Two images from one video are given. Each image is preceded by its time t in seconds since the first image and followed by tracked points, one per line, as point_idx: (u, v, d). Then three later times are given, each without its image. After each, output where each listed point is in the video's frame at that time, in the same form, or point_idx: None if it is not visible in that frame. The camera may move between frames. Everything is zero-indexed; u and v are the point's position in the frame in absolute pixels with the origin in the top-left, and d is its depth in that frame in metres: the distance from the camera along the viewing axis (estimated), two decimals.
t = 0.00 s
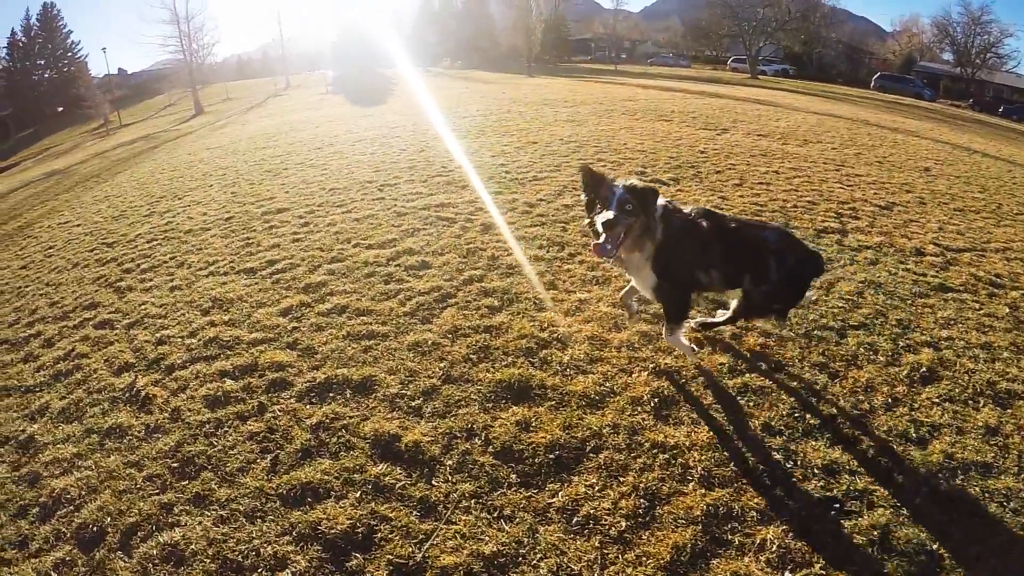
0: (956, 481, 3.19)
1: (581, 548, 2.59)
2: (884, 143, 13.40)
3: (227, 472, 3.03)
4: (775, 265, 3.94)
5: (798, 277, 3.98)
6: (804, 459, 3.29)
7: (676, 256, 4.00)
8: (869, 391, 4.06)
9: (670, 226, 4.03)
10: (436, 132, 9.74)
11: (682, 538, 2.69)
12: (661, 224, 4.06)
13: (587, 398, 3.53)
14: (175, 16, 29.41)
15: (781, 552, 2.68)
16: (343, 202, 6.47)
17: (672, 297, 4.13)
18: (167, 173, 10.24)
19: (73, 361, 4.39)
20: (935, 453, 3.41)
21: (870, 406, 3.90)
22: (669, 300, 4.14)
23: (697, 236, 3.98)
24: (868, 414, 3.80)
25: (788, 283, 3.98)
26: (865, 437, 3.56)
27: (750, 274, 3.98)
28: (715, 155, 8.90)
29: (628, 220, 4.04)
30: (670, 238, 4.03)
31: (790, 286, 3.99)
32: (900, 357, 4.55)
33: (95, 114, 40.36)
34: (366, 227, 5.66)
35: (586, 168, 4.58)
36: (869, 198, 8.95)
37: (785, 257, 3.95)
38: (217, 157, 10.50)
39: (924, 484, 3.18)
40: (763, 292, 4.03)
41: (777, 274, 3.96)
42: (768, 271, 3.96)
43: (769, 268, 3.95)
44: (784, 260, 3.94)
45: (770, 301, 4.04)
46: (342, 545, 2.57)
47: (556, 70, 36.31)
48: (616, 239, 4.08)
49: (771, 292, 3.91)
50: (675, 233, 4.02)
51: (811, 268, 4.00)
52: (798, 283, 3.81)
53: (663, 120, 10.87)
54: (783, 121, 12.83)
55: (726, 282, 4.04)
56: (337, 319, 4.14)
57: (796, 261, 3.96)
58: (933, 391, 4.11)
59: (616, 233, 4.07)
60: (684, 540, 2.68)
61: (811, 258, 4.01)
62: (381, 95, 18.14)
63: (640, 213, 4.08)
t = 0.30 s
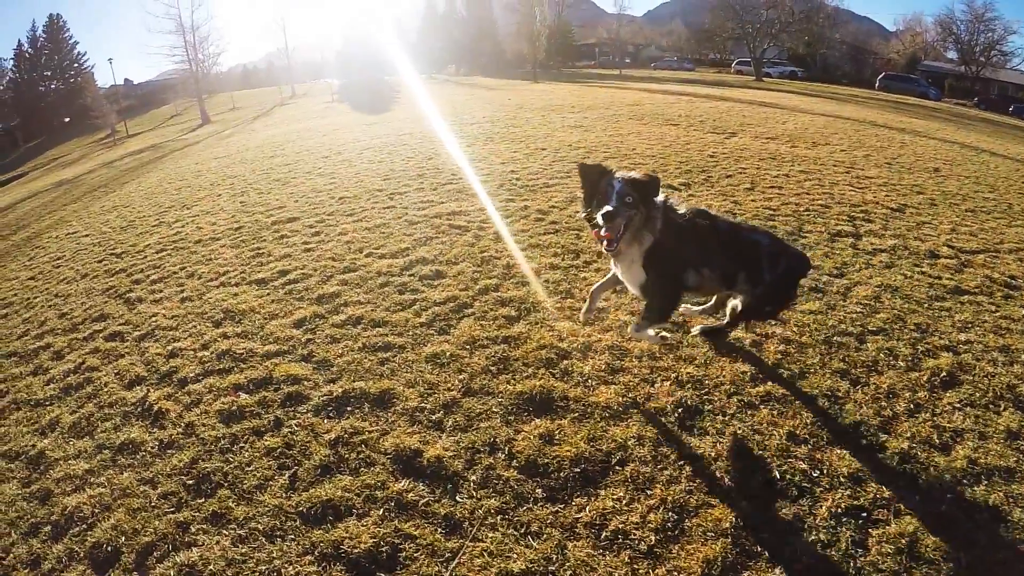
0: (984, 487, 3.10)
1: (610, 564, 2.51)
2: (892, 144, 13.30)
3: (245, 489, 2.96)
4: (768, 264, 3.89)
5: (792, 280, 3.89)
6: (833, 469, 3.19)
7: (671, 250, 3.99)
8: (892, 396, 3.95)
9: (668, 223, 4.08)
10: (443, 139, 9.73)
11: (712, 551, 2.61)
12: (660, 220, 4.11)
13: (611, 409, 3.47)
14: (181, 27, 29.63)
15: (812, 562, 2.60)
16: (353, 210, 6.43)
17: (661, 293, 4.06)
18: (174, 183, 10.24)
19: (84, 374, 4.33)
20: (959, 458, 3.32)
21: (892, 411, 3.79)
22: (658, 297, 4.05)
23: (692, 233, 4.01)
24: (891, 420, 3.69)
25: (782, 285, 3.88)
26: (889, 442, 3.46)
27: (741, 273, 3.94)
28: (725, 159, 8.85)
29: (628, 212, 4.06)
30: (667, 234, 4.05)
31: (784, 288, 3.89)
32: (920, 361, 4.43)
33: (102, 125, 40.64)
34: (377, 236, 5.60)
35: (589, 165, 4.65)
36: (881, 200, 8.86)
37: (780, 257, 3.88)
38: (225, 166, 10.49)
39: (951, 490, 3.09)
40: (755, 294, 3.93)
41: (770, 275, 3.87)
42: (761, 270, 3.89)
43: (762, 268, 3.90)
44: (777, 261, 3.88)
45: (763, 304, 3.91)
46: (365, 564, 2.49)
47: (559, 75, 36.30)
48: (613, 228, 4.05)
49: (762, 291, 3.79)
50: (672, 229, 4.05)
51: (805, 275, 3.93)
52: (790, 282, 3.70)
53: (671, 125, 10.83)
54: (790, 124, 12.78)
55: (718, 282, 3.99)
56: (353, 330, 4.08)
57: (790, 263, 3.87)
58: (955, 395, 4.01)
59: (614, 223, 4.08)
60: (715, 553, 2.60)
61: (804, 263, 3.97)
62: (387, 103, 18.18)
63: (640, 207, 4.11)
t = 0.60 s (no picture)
0: None
1: None
2: (904, 142, 13.16)
3: (278, 521, 2.88)
4: (762, 272, 3.93)
5: (783, 288, 3.96)
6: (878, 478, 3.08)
7: (667, 257, 4.00)
8: (926, 398, 3.82)
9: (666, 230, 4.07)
10: (454, 155, 9.75)
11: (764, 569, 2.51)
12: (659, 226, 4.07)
13: (647, 425, 3.40)
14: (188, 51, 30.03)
15: None
16: (369, 230, 6.41)
17: (653, 299, 4.07)
18: (186, 206, 10.28)
19: (105, 404, 4.29)
20: (1002, 460, 3.19)
21: (927, 413, 3.65)
22: (650, 303, 4.06)
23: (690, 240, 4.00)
24: (927, 422, 3.56)
25: (772, 293, 3.95)
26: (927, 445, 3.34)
27: (734, 281, 3.98)
28: (738, 164, 8.79)
29: (630, 217, 3.98)
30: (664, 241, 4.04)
31: (775, 297, 3.95)
32: (952, 362, 4.29)
33: (112, 151, 41.16)
34: (395, 255, 5.57)
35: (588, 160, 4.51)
36: (897, 198, 8.74)
37: (773, 265, 3.91)
38: (237, 188, 10.53)
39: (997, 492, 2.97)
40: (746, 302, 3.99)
41: (764, 284, 3.91)
42: (754, 278, 3.93)
43: (755, 276, 3.94)
44: (771, 269, 3.92)
45: (752, 312, 3.96)
46: None
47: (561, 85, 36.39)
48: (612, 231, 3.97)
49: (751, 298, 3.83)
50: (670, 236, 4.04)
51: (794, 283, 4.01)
52: (781, 290, 3.76)
53: (681, 132, 10.80)
54: (799, 126, 12.70)
55: (711, 289, 4.01)
56: (378, 353, 4.02)
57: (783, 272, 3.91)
58: (990, 395, 3.87)
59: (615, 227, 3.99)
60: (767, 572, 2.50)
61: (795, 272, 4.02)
62: (394, 120, 18.29)
63: (641, 212, 4.03)
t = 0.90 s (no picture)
0: None
1: None
2: (916, 139, 12.97)
3: (305, 544, 2.81)
4: (752, 276, 4.05)
5: (770, 290, 4.11)
6: (911, 482, 2.99)
7: (664, 265, 3.99)
8: (953, 400, 3.72)
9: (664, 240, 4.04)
10: (464, 165, 9.76)
11: None
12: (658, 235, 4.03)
13: (677, 435, 3.33)
14: (195, 68, 30.36)
15: None
16: (383, 243, 6.39)
17: (648, 307, 4.04)
18: (197, 222, 10.32)
19: (123, 424, 4.25)
20: None
21: (956, 416, 3.55)
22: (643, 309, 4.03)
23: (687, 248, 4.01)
24: (957, 425, 3.46)
25: (760, 296, 4.08)
26: (958, 449, 3.24)
27: (726, 286, 4.05)
28: (750, 167, 8.74)
29: (631, 224, 3.87)
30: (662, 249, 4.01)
31: (762, 300, 4.10)
32: (976, 362, 4.18)
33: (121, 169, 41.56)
34: (411, 268, 5.54)
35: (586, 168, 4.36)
36: (913, 196, 8.57)
37: (761, 267, 4.06)
38: (248, 203, 10.57)
39: None
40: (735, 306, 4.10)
41: (752, 287, 4.06)
42: (744, 282, 4.04)
43: (745, 279, 4.05)
44: (758, 271, 4.05)
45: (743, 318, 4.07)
46: None
47: (564, 91, 36.45)
48: (612, 239, 3.86)
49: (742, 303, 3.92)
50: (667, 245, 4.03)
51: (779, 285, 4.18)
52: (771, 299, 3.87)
53: (690, 136, 10.76)
54: (808, 126, 12.62)
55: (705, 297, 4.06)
56: (399, 368, 3.97)
57: (769, 275, 4.08)
58: (1018, 395, 3.76)
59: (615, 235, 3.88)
60: None
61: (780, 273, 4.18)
62: (401, 132, 18.38)
63: (642, 221, 3.94)
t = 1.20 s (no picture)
0: None
1: None
2: (929, 135, 12.77)
3: (334, 561, 2.74)
4: (748, 273, 3.96)
5: (767, 285, 4.02)
6: (943, 484, 2.93)
7: (663, 273, 3.89)
8: (981, 399, 3.62)
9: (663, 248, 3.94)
10: (475, 173, 9.78)
11: None
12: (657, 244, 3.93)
13: (708, 442, 3.27)
14: (203, 83, 30.67)
15: None
16: (399, 253, 6.38)
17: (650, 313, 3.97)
18: (210, 236, 10.37)
19: (143, 441, 4.21)
20: None
21: (986, 415, 3.46)
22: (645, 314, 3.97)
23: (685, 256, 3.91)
24: (987, 424, 3.37)
25: (758, 293, 3.98)
26: (991, 449, 3.15)
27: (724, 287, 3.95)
28: (762, 168, 8.68)
29: (632, 234, 3.81)
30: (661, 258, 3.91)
31: (761, 297, 4.00)
32: (1001, 360, 4.07)
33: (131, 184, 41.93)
34: (428, 278, 5.52)
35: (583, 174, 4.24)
36: (930, 191, 8.40)
37: (754, 263, 3.98)
38: (260, 215, 10.61)
39: None
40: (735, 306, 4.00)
41: (749, 284, 3.96)
42: (742, 280, 3.94)
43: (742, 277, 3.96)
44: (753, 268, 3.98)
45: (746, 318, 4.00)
46: None
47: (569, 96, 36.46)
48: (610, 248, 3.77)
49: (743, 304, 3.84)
50: (666, 253, 3.94)
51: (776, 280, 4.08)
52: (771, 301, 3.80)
53: (700, 138, 10.72)
54: (818, 125, 12.53)
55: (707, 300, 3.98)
56: (422, 380, 3.94)
57: (764, 270, 3.99)
58: None
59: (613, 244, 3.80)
60: None
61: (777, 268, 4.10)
62: (409, 142, 18.46)
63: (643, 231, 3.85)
